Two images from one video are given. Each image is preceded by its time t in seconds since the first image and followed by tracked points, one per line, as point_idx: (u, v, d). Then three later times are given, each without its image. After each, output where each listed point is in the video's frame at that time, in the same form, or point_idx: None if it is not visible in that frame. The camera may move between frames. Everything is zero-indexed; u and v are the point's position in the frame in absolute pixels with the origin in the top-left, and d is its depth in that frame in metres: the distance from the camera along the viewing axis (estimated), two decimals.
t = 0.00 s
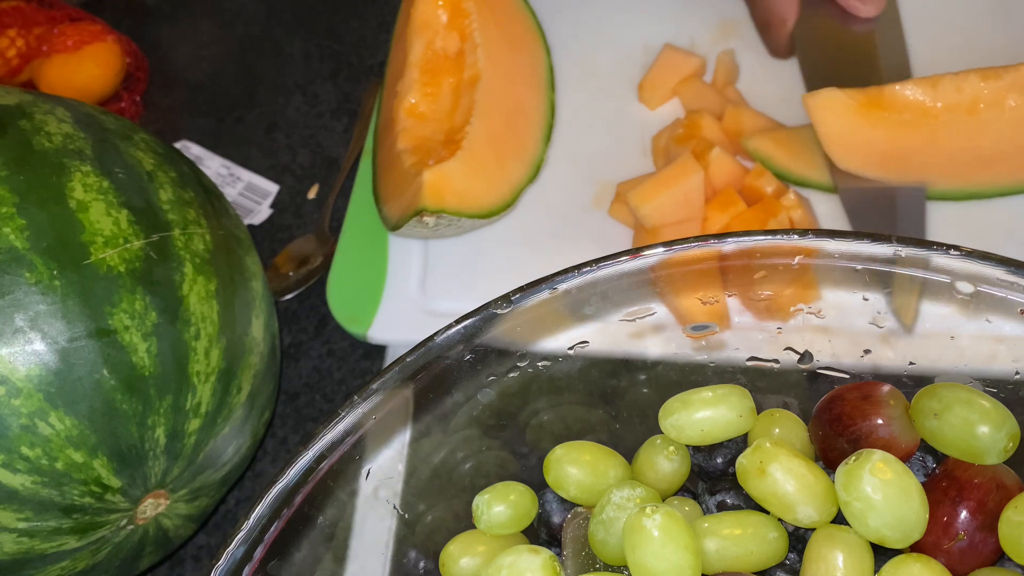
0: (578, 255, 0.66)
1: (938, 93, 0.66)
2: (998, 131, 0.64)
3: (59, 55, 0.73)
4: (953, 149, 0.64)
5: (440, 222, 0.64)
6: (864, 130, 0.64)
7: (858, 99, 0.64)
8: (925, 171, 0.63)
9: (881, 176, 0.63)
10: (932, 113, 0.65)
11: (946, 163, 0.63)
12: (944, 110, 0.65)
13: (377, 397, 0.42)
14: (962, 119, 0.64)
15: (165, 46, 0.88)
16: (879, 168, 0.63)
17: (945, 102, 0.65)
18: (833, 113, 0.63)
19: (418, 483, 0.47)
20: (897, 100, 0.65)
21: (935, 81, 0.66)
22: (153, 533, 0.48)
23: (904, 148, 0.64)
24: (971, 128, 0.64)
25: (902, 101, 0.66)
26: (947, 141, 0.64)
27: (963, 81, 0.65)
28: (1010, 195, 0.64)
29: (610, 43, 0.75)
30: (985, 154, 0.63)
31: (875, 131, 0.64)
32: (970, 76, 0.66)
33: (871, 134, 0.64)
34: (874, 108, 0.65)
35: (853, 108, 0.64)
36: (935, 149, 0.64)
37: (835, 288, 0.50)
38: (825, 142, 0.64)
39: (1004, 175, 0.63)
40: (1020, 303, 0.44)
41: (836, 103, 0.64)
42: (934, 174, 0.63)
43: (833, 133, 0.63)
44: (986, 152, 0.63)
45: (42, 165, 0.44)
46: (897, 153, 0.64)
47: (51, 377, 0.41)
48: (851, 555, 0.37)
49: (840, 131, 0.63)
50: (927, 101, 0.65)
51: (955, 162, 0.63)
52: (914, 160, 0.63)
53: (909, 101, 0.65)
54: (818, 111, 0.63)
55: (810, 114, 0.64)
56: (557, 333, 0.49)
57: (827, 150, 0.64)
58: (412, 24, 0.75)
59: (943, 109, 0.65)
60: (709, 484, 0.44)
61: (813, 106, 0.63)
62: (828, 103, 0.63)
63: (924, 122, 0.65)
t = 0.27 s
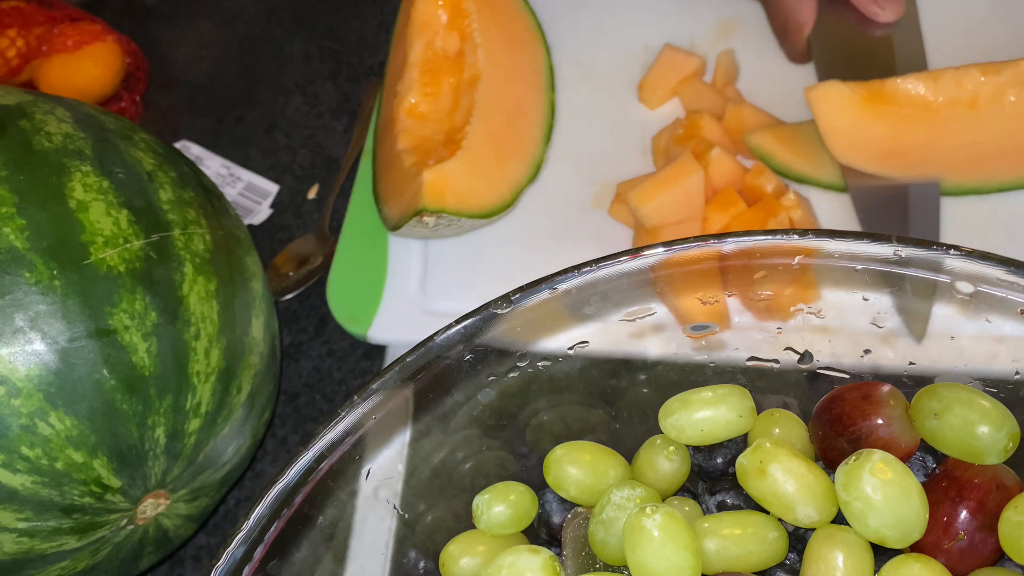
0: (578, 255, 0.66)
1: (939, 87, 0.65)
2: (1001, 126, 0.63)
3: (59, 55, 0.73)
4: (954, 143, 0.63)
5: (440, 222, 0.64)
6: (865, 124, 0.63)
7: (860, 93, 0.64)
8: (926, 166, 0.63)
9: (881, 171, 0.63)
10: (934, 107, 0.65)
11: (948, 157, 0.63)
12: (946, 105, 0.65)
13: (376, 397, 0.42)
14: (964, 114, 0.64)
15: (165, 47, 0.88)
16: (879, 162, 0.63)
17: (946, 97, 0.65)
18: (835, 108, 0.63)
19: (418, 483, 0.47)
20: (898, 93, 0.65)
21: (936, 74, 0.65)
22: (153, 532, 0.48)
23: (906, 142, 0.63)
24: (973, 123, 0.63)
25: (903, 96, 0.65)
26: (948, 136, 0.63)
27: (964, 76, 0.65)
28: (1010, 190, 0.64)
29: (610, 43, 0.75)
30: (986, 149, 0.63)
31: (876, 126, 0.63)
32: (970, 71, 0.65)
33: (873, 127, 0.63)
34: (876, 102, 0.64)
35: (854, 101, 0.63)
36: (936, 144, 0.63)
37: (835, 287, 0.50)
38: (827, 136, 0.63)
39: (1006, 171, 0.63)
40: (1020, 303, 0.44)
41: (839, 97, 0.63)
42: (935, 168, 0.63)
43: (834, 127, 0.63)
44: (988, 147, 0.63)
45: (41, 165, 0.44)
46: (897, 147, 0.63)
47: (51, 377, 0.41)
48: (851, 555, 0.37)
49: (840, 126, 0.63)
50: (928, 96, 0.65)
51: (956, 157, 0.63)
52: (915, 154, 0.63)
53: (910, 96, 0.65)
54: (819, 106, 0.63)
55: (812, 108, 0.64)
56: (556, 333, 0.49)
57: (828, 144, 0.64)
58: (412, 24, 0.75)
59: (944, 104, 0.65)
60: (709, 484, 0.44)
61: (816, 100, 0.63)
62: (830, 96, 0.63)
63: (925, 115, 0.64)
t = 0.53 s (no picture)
0: (578, 255, 0.66)
1: (946, 83, 0.66)
2: (1003, 124, 0.63)
3: (59, 55, 0.73)
4: (960, 138, 0.63)
5: (440, 222, 0.64)
6: (869, 116, 0.64)
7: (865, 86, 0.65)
8: (927, 160, 0.63)
9: (884, 165, 0.63)
10: (939, 103, 0.65)
11: (950, 151, 0.63)
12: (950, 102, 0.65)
13: (377, 396, 0.42)
14: (967, 111, 0.65)
15: (165, 46, 0.88)
16: (881, 155, 0.63)
17: (952, 93, 0.66)
18: (840, 100, 0.64)
19: (418, 483, 0.47)
20: (904, 87, 0.65)
21: (942, 70, 0.66)
22: (153, 533, 0.48)
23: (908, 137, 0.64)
24: (976, 119, 0.64)
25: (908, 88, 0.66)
26: (953, 130, 0.64)
27: (969, 73, 0.66)
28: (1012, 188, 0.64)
29: (610, 43, 0.75)
30: (990, 145, 0.63)
31: (882, 119, 0.64)
32: (976, 68, 0.66)
33: (877, 121, 0.64)
34: (883, 95, 0.65)
35: (860, 95, 0.64)
36: (941, 138, 0.63)
37: (835, 288, 0.50)
38: (829, 129, 0.64)
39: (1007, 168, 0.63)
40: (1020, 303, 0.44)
41: (844, 90, 0.64)
42: (935, 163, 0.63)
43: (838, 119, 0.64)
44: (990, 144, 0.63)
45: (41, 165, 0.44)
46: (903, 141, 0.63)
47: (51, 377, 0.41)
48: (851, 555, 0.37)
49: (843, 118, 0.64)
50: (934, 91, 0.66)
51: (961, 152, 0.63)
52: (917, 148, 0.63)
53: (917, 91, 0.66)
54: (825, 98, 0.64)
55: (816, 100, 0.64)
56: (556, 333, 0.49)
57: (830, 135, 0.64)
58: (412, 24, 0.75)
59: (949, 100, 0.66)
60: (709, 484, 0.44)
61: (822, 91, 0.64)
62: (835, 89, 0.64)
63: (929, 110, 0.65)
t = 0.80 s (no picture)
0: (578, 255, 0.66)
1: (949, 79, 0.65)
2: (1005, 119, 0.63)
3: (59, 55, 0.73)
4: (964, 137, 0.63)
5: (440, 222, 0.64)
6: (870, 120, 0.64)
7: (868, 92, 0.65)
8: (933, 160, 0.63)
9: (890, 166, 0.63)
10: (943, 101, 0.65)
11: (955, 149, 0.63)
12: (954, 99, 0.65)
13: (377, 396, 0.42)
14: (970, 108, 0.64)
15: (165, 46, 0.88)
16: (887, 157, 0.63)
17: (955, 91, 0.65)
18: (844, 107, 0.64)
19: (418, 483, 0.47)
20: (906, 88, 0.66)
21: (944, 68, 0.66)
22: (153, 532, 0.48)
23: (912, 138, 0.64)
24: (979, 116, 0.64)
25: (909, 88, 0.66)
26: (958, 130, 0.64)
27: (971, 69, 0.65)
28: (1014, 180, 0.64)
29: (610, 43, 0.75)
30: (995, 141, 0.63)
31: (885, 123, 0.64)
32: (977, 63, 0.66)
33: (881, 124, 0.64)
34: (885, 99, 0.65)
35: (863, 101, 0.65)
36: (945, 139, 0.64)
37: (836, 287, 0.50)
38: (837, 134, 0.64)
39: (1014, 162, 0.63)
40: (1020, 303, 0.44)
41: (846, 95, 0.64)
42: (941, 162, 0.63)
43: (843, 124, 0.64)
44: (993, 140, 0.63)
45: (41, 165, 0.44)
46: (908, 143, 0.64)
47: (51, 377, 0.41)
48: (851, 555, 0.37)
49: (847, 124, 0.64)
50: (937, 89, 0.65)
51: (966, 150, 0.63)
52: (923, 148, 0.63)
53: (919, 91, 0.66)
54: (830, 106, 0.64)
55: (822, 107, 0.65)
56: (556, 333, 0.49)
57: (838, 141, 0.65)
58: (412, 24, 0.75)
59: (953, 97, 0.65)
60: (709, 485, 0.44)
61: (826, 99, 0.64)
62: (840, 98, 0.64)
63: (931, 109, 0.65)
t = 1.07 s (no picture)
0: (579, 255, 0.66)
1: (952, 69, 0.66)
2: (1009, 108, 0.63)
3: (59, 55, 0.73)
4: (965, 127, 0.63)
5: (440, 222, 0.64)
6: (873, 106, 0.64)
7: (873, 79, 0.65)
8: (932, 147, 0.63)
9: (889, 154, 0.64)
10: (946, 90, 0.65)
11: (955, 135, 0.63)
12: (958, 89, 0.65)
13: (377, 396, 0.42)
14: (973, 97, 0.64)
15: (165, 47, 0.88)
16: (886, 144, 0.64)
17: (958, 80, 0.66)
18: (849, 90, 0.64)
19: (418, 483, 0.47)
20: (911, 76, 0.66)
21: (949, 56, 0.66)
22: (153, 533, 0.48)
23: (914, 125, 0.64)
24: (983, 106, 0.64)
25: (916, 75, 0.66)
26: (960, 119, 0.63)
27: (975, 59, 0.66)
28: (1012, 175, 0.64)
29: (610, 43, 0.75)
30: (996, 132, 0.63)
31: (888, 109, 0.64)
32: (981, 54, 0.66)
33: (883, 110, 0.64)
34: (890, 86, 0.65)
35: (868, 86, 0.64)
36: (946, 127, 0.63)
37: (835, 288, 0.50)
38: (839, 118, 0.64)
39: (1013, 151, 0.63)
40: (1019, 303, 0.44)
41: (852, 80, 0.64)
42: (940, 149, 0.63)
43: (847, 108, 0.64)
44: (996, 130, 0.63)
45: (41, 165, 0.44)
46: (909, 130, 0.64)
47: (51, 377, 0.41)
48: (851, 555, 0.37)
49: (851, 108, 0.64)
50: (941, 77, 0.66)
51: (966, 140, 0.63)
52: (924, 134, 0.63)
53: (925, 79, 0.66)
54: (835, 89, 0.64)
55: (826, 91, 0.64)
56: (557, 333, 0.49)
57: (839, 126, 0.64)
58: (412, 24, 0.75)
59: (957, 87, 0.65)
60: (709, 485, 0.44)
61: (832, 83, 0.64)
62: (846, 80, 0.64)
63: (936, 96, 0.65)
